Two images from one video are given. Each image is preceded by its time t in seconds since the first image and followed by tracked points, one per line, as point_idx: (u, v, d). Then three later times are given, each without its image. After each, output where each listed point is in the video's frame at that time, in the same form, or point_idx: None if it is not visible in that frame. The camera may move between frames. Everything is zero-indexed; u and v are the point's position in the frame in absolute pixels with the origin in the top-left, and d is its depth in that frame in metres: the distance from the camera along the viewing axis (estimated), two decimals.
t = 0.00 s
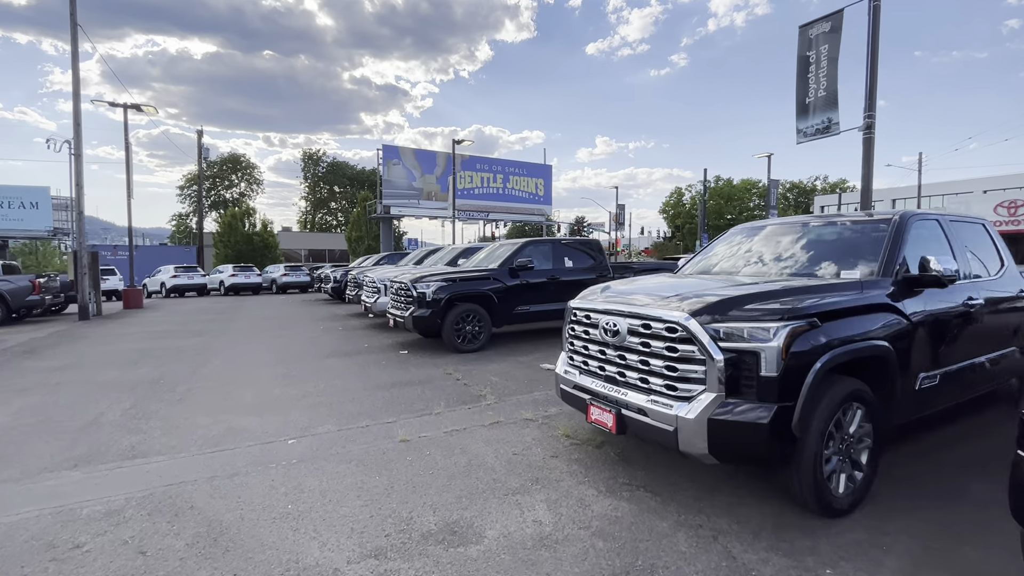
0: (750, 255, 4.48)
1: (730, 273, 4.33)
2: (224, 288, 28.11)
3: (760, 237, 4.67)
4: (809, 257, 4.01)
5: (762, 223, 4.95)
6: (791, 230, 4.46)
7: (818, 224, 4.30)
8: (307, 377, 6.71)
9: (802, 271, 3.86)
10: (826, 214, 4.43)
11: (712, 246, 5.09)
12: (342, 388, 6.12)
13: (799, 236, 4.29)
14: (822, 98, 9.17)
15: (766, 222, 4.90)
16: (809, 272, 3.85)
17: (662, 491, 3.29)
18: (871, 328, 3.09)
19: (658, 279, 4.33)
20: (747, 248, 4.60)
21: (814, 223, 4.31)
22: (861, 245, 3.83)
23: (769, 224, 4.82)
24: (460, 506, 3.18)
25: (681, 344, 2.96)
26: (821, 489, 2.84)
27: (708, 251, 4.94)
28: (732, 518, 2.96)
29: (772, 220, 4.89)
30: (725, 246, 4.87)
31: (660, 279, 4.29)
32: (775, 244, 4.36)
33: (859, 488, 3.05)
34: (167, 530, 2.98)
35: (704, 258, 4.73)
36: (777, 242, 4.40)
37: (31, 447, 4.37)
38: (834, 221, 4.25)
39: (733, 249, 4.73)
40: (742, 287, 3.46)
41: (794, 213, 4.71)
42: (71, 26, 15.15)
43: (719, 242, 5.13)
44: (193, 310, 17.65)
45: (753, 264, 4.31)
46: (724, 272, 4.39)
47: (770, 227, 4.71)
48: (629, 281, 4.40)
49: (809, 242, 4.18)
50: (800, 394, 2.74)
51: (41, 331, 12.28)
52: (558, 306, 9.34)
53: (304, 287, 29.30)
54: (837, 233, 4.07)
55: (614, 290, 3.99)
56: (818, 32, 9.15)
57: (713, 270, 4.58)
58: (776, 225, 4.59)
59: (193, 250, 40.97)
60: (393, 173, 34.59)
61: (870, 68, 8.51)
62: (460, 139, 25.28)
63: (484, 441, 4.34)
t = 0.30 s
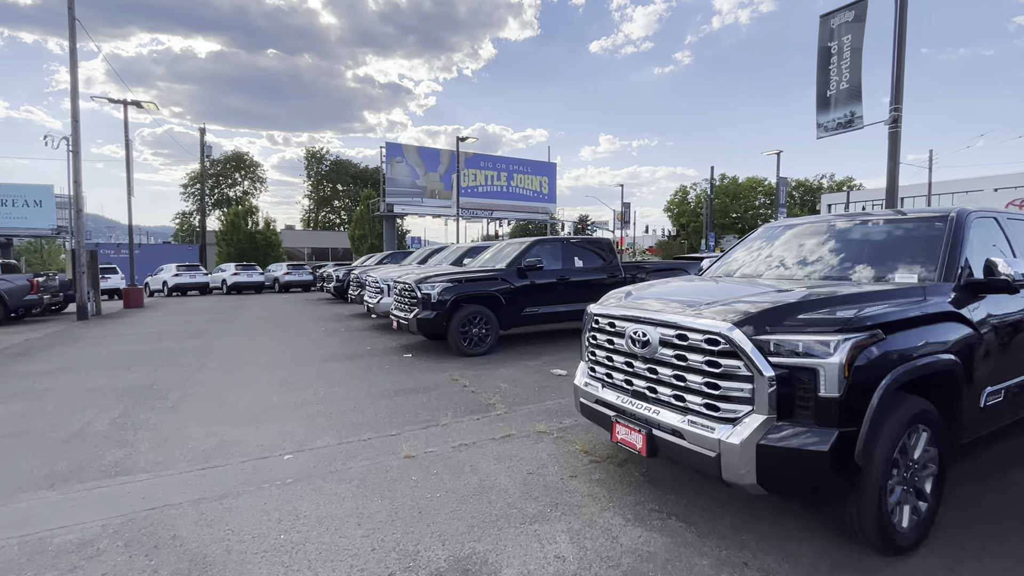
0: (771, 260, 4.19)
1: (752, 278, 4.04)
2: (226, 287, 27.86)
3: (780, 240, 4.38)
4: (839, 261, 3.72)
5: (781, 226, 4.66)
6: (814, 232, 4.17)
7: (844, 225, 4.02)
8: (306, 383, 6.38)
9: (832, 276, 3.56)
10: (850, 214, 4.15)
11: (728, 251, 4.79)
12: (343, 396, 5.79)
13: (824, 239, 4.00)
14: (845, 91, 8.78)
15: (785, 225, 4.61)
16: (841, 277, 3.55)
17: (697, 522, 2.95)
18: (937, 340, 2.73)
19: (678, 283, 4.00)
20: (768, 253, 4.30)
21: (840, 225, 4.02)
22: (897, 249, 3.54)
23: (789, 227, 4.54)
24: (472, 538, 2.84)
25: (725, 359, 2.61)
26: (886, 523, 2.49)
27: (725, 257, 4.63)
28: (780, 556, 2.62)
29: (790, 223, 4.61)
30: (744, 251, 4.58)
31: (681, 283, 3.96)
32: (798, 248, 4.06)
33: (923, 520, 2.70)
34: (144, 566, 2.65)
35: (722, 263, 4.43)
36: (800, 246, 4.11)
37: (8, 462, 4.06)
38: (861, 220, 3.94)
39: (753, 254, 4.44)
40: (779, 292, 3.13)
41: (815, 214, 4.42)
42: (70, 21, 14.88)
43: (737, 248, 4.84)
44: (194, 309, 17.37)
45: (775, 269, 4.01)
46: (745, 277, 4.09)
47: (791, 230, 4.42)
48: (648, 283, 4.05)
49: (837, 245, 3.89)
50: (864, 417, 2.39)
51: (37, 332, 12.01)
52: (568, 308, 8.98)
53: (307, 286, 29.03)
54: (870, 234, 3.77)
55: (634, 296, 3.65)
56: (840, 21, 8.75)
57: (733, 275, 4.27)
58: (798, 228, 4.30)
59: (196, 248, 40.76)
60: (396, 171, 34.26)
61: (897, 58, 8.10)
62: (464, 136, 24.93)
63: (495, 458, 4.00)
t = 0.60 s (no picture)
0: (795, 260, 3.98)
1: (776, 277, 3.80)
2: (228, 284, 27.60)
3: (803, 241, 4.18)
4: (868, 259, 3.50)
5: (803, 227, 4.46)
6: (838, 231, 3.98)
7: (872, 222, 3.81)
8: (303, 387, 6.02)
9: (864, 274, 3.33)
10: (879, 210, 3.94)
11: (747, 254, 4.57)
12: (341, 401, 5.44)
13: (850, 237, 3.79)
14: (871, 79, 8.33)
15: (804, 226, 4.43)
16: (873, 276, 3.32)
17: (739, 554, 2.57)
18: None
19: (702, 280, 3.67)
20: (791, 253, 4.08)
21: (867, 222, 3.83)
22: (933, 245, 3.32)
23: (811, 227, 4.34)
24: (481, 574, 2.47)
25: (779, 371, 2.23)
26: (969, 560, 2.11)
27: (745, 260, 4.42)
28: None
29: (813, 222, 4.40)
30: (765, 253, 4.37)
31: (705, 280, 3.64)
32: (822, 247, 3.86)
33: (1007, 554, 2.31)
34: None
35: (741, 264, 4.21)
36: (824, 245, 3.90)
37: None
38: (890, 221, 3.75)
39: (773, 255, 4.23)
40: (830, 292, 2.75)
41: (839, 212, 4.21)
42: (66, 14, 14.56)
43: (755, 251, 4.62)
44: (194, 308, 17.08)
45: (800, 269, 3.80)
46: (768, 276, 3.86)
47: (814, 229, 4.21)
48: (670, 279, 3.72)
49: (865, 243, 3.68)
50: (951, 439, 2.00)
51: (32, 331, 11.71)
52: (578, 307, 8.59)
53: (310, 284, 28.75)
54: (904, 232, 3.54)
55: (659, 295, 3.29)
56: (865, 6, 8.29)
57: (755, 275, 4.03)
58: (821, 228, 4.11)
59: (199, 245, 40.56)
60: (400, 168, 33.92)
61: (928, 43, 7.65)
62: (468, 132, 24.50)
63: (505, 473, 3.63)
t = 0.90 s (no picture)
0: (825, 266, 3.82)
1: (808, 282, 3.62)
2: (231, 283, 27.35)
3: (832, 247, 4.03)
4: (904, 262, 3.36)
5: (829, 234, 4.31)
6: (869, 237, 3.83)
7: (904, 227, 3.67)
8: (302, 394, 5.68)
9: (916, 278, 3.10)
10: (909, 213, 3.81)
11: (773, 262, 4.40)
12: (342, 410, 5.10)
13: (883, 242, 3.65)
14: (900, 68, 7.90)
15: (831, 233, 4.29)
16: (914, 278, 3.16)
17: None
18: None
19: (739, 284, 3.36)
20: (820, 260, 3.93)
21: (899, 228, 3.69)
22: (974, 247, 3.17)
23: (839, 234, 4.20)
24: None
25: (861, 397, 1.85)
26: None
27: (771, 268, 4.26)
28: None
29: (839, 229, 4.26)
30: (792, 261, 4.21)
31: (742, 284, 3.32)
32: (853, 253, 3.71)
33: None
34: None
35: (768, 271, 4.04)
36: (855, 250, 3.76)
37: None
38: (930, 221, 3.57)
39: (801, 262, 4.07)
40: (902, 301, 2.38)
41: (867, 216, 4.09)
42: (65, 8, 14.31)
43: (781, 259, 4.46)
44: (196, 307, 16.82)
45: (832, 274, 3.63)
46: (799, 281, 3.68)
47: (842, 236, 4.07)
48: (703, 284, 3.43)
49: (899, 247, 3.53)
50: None
51: (29, 331, 11.45)
52: (590, 309, 8.24)
53: (314, 283, 28.45)
54: (943, 236, 3.38)
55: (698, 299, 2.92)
56: None
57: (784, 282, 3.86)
58: (850, 235, 3.97)
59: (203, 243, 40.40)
60: (404, 165, 33.56)
61: (966, 30, 7.24)
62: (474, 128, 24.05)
63: (522, 498, 3.28)
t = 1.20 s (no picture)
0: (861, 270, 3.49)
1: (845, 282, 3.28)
2: (235, 280, 27.11)
3: (868, 251, 3.71)
4: (950, 264, 3.07)
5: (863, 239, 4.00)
6: (910, 240, 3.52)
7: (948, 230, 3.37)
8: (305, 399, 5.34)
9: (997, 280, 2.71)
10: (953, 215, 3.51)
11: (820, 259, 4.04)
12: (347, 418, 4.75)
13: (926, 246, 3.34)
14: (936, 54, 7.47)
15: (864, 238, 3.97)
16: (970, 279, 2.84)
17: None
18: None
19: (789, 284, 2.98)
20: (855, 263, 3.64)
21: (943, 231, 3.38)
22: None
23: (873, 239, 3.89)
24: None
25: (997, 428, 1.46)
26: None
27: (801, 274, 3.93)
28: None
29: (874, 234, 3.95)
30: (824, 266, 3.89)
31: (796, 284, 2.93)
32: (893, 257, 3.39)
33: None
34: None
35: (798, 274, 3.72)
36: (894, 254, 3.46)
37: None
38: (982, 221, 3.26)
39: (834, 267, 3.74)
40: (1010, 306, 2.00)
41: (908, 218, 3.78)
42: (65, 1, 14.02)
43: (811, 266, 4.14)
44: (199, 305, 16.54)
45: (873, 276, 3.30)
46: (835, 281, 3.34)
47: (878, 238, 3.78)
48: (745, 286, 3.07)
49: (945, 250, 3.22)
50: None
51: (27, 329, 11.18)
52: (606, 309, 7.86)
53: (318, 280, 28.18)
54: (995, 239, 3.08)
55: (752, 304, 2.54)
56: None
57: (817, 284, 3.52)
58: (888, 239, 3.66)
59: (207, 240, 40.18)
60: (409, 162, 33.22)
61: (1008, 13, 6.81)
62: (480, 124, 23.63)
63: (548, 524, 2.92)
